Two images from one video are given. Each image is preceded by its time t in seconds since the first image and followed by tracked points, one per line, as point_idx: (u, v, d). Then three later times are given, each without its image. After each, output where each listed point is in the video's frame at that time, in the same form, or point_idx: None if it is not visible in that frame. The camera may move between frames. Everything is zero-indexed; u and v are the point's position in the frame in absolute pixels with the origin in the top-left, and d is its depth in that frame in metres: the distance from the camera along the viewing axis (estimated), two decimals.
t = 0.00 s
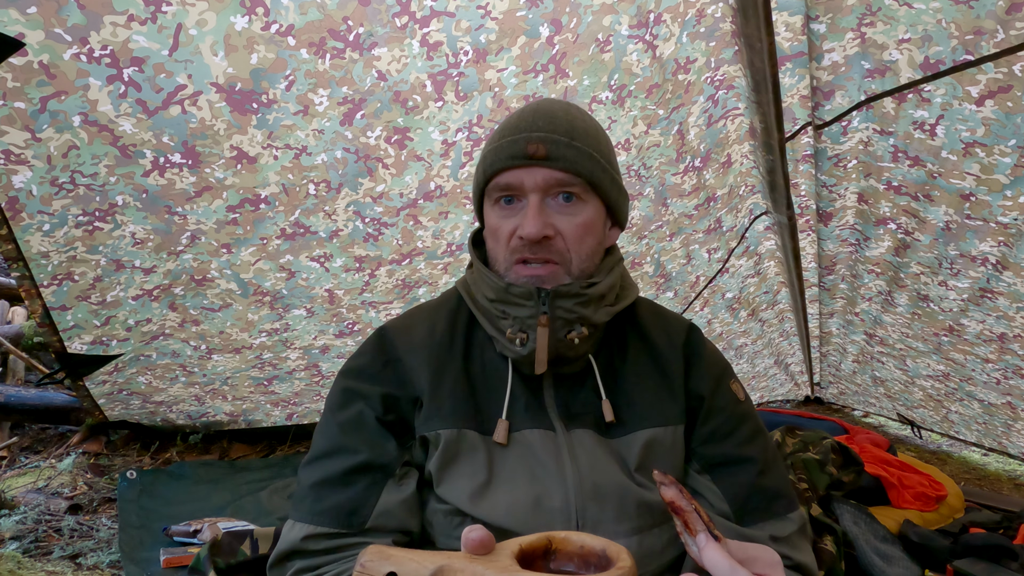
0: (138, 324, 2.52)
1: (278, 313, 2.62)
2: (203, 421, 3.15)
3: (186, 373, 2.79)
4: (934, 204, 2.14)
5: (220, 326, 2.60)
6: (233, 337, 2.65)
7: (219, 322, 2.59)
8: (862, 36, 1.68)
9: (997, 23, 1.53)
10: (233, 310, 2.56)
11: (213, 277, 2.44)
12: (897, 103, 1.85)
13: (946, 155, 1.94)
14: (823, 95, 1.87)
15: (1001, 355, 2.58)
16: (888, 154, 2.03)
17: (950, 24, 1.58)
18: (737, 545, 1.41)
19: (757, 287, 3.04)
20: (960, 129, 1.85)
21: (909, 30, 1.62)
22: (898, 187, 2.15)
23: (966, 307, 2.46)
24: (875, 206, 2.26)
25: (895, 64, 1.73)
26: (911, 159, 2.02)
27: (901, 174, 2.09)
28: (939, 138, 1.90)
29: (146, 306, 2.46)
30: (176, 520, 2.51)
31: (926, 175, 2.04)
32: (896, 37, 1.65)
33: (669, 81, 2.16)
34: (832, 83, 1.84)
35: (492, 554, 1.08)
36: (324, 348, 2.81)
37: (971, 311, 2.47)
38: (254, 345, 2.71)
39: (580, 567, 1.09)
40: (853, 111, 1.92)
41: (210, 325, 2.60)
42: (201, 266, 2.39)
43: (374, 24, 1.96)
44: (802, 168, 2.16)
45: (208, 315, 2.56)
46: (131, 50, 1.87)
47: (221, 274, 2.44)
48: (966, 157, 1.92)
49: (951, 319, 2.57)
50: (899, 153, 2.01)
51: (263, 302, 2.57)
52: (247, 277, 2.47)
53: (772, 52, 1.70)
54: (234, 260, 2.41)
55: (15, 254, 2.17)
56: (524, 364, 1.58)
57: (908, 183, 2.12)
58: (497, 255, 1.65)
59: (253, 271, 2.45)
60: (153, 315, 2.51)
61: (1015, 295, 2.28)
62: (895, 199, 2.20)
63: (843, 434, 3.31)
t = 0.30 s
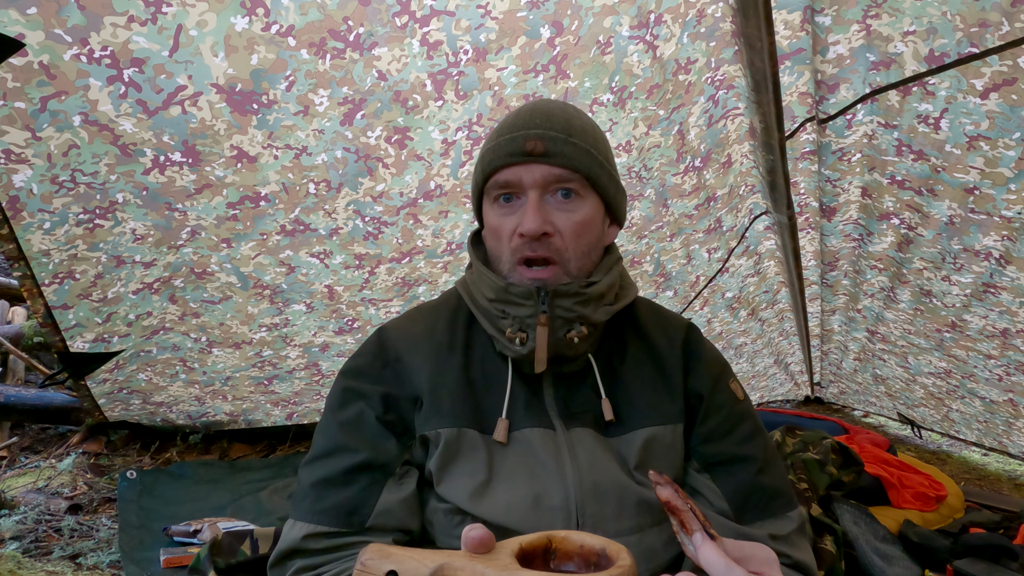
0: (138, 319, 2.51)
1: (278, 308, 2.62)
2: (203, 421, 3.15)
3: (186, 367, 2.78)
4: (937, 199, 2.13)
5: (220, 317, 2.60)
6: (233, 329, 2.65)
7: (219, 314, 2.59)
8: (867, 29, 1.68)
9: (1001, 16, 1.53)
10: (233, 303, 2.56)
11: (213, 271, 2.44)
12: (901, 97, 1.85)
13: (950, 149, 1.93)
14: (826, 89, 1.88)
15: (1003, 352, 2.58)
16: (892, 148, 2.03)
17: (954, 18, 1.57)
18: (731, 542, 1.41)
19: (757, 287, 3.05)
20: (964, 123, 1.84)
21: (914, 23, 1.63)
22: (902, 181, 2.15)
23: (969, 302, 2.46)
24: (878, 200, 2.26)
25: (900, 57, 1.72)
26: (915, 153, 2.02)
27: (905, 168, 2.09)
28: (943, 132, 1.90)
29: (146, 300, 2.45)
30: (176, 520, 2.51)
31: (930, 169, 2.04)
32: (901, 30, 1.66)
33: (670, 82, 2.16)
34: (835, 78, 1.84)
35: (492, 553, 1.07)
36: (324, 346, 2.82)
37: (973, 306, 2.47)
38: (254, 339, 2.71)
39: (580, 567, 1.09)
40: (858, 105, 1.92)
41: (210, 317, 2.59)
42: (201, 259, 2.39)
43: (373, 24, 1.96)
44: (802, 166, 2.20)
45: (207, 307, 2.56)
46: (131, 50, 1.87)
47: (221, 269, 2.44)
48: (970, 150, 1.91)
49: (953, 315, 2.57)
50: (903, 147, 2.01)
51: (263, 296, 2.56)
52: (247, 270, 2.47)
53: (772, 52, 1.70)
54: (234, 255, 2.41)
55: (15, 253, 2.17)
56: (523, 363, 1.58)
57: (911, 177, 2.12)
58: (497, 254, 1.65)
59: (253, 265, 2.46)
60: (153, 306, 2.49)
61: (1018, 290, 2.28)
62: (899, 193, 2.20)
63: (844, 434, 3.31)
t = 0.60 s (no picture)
0: (139, 322, 2.52)
1: (278, 306, 2.62)
2: (203, 418, 3.15)
3: (187, 362, 2.77)
4: (941, 192, 2.12)
5: (220, 315, 2.59)
6: (233, 325, 2.65)
7: (219, 312, 2.58)
8: (871, 23, 1.68)
9: (1006, 9, 1.52)
10: (233, 300, 2.55)
11: (213, 272, 2.43)
12: (905, 91, 1.85)
13: (955, 142, 1.93)
14: (830, 83, 1.89)
15: (1007, 346, 2.57)
16: (895, 142, 2.03)
17: (959, 11, 1.56)
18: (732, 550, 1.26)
19: (756, 283, 3.05)
20: (969, 117, 1.83)
21: (917, 17, 1.62)
22: (905, 176, 2.15)
23: (973, 296, 2.45)
24: (881, 195, 2.26)
25: (904, 51, 1.72)
26: (919, 148, 2.01)
27: (909, 162, 2.09)
28: (947, 126, 1.89)
29: (147, 304, 2.46)
30: (176, 520, 2.51)
31: (934, 163, 2.03)
32: (905, 24, 1.65)
33: (667, 77, 2.16)
34: (839, 71, 1.85)
35: (493, 554, 1.07)
36: (323, 343, 2.82)
37: (977, 300, 2.46)
38: (254, 334, 2.70)
39: (581, 569, 1.08)
40: (861, 99, 1.92)
41: (210, 316, 2.59)
42: (201, 261, 2.39)
43: (374, 24, 1.96)
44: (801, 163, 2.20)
45: (208, 306, 2.55)
46: (131, 52, 1.87)
47: (221, 269, 2.43)
48: (975, 144, 1.90)
49: (957, 310, 2.56)
50: (907, 142, 2.01)
51: (263, 294, 2.56)
52: (247, 271, 2.46)
53: (772, 52, 1.70)
54: (234, 256, 2.40)
55: (15, 255, 2.16)
56: (524, 365, 1.58)
57: (915, 172, 2.11)
58: (504, 256, 1.64)
59: (253, 265, 2.45)
60: (153, 312, 2.50)
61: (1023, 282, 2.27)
62: (902, 187, 2.19)
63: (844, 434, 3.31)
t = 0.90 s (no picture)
0: (140, 322, 2.53)
1: (278, 300, 2.63)
2: (203, 417, 3.16)
3: (187, 360, 2.78)
4: (945, 186, 2.12)
5: (220, 311, 2.60)
6: (234, 319, 2.65)
7: (219, 308, 2.59)
8: (874, 19, 1.68)
9: (1010, 4, 1.53)
10: (233, 296, 2.56)
11: (213, 270, 2.45)
12: (908, 87, 1.85)
13: (958, 137, 1.93)
14: (833, 79, 1.88)
15: (1011, 340, 2.57)
16: (899, 138, 2.03)
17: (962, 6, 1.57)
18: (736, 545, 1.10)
19: (754, 280, 3.06)
20: (972, 112, 1.83)
21: (920, 13, 1.63)
22: (908, 171, 2.15)
23: (976, 290, 2.45)
24: (884, 190, 2.26)
25: (907, 47, 1.73)
26: (922, 143, 2.01)
27: (912, 157, 2.09)
28: (950, 121, 1.89)
29: (147, 304, 2.48)
30: (176, 520, 2.51)
31: (937, 158, 2.03)
32: (908, 20, 1.66)
33: (664, 72, 2.14)
34: (842, 67, 1.84)
35: (494, 555, 1.06)
36: (322, 332, 2.82)
37: (981, 294, 2.46)
38: (254, 325, 2.70)
39: (582, 570, 1.08)
40: (863, 96, 1.92)
41: (210, 312, 2.60)
42: (201, 259, 2.40)
43: (373, 20, 1.93)
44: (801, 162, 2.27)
45: (208, 304, 2.57)
46: (131, 48, 1.86)
47: (221, 267, 2.44)
48: (978, 138, 1.90)
49: (961, 304, 2.56)
50: (910, 137, 2.01)
51: (263, 291, 2.57)
52: (247, 268, 2.48)
53: (771, 52, 1.71)
54: (234, 253, 2.41)
55: (17, 252, 2.18)
56: (526, 368, 1.57)
57: (918, 167, 2.11)
58: (523, 271, 1.62)
59: (253, 262, 2.46)
60: (154, 311, 2.52)
61: None
62: (905, 183, 2.19)
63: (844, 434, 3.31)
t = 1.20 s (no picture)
0: (141, 308, 2.52)
1: (277, 285, 2.60)
2: (203, 415, 3.15)
3: (186, 348, 2.74)
4: (948, 182, 2.12)
5: (220, 296, 2.58)
6: (233, 305, 2.63)
7: (219, 294, 2.57)
8: (877, 14, 1.68)
9: None
10: (233, 282, 2.54)
11: (213, 256, 2.43)
12: (911, 82, 1.85)
13: (961, 133, 1.93)
14: (836, 72, 1.88)
15: (1013, 336, 2.57)
16: (902, 133, 2.04)
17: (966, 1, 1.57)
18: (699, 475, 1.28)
19: (752, 277, 3.07)
20: (975, 107, 1.84)
21: (924, 7, 1.63)
22: (911, 167, 2.15)
23: (979, 286, 2.45)
24: (887, 186, 2.26)
25: (909, 42, 1.73)
26: (925, 139, 2.02)
27: (915, 153, 2.09)
28: (953, 116, 1.90)
29: (147, 287, 2.46)
30: (176, 520, 2.51)
31: (940, 153, 2.03)
32: (911, 15, 1.66)
33: (662, 67, 2.14)
34: (845, 61, 1.84)
35: (491, 553, 1.07)
36: (321, 319, 2.78)
37: (984, 290, 2.46)
38: (254, 313, 2.69)
39: (580, 566, 1.08)
40: (868, 90, 1.91)
41: (210, 298, 2.58)
42: (201, 246, 2.39)
43: (371, 15, 1.93)
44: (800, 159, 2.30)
45: (207, 289, 2.55)
46: (131, 45, 1.87)
47: (221, 253, 2.43)
48: (981, 134, 1.90)
49: (963, 300, 2.56)
50: (913, 132, 2.02)
51: (262, 275, 2.54)
52: (247, 254, 2.46)
53: (771, 52, 1.72)
54: (234, 240, 2.40)
55: (21, 247, 2.19)
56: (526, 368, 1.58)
57: (921, 162, 2.11)
58: (529, 276, 1.60)
59: (253, 248, 2.45)
60: (154, 295, 2.50)
61: None
62: (907, 178, 2.20)
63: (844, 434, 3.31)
